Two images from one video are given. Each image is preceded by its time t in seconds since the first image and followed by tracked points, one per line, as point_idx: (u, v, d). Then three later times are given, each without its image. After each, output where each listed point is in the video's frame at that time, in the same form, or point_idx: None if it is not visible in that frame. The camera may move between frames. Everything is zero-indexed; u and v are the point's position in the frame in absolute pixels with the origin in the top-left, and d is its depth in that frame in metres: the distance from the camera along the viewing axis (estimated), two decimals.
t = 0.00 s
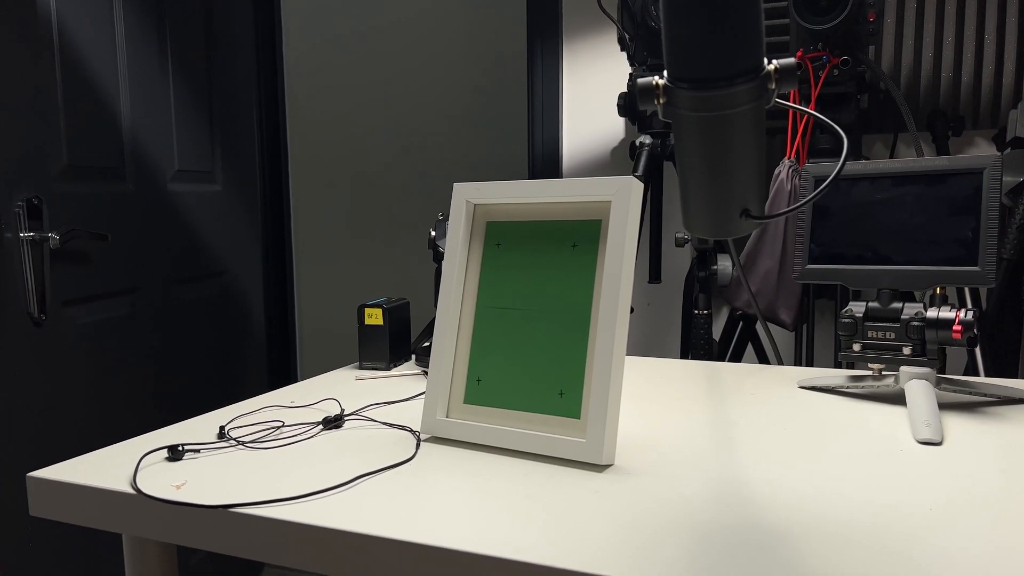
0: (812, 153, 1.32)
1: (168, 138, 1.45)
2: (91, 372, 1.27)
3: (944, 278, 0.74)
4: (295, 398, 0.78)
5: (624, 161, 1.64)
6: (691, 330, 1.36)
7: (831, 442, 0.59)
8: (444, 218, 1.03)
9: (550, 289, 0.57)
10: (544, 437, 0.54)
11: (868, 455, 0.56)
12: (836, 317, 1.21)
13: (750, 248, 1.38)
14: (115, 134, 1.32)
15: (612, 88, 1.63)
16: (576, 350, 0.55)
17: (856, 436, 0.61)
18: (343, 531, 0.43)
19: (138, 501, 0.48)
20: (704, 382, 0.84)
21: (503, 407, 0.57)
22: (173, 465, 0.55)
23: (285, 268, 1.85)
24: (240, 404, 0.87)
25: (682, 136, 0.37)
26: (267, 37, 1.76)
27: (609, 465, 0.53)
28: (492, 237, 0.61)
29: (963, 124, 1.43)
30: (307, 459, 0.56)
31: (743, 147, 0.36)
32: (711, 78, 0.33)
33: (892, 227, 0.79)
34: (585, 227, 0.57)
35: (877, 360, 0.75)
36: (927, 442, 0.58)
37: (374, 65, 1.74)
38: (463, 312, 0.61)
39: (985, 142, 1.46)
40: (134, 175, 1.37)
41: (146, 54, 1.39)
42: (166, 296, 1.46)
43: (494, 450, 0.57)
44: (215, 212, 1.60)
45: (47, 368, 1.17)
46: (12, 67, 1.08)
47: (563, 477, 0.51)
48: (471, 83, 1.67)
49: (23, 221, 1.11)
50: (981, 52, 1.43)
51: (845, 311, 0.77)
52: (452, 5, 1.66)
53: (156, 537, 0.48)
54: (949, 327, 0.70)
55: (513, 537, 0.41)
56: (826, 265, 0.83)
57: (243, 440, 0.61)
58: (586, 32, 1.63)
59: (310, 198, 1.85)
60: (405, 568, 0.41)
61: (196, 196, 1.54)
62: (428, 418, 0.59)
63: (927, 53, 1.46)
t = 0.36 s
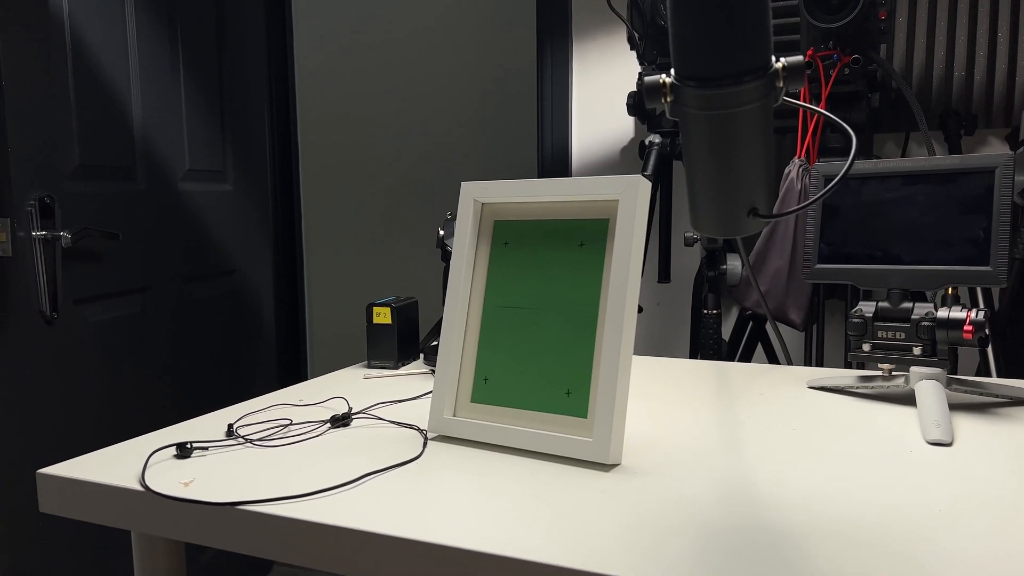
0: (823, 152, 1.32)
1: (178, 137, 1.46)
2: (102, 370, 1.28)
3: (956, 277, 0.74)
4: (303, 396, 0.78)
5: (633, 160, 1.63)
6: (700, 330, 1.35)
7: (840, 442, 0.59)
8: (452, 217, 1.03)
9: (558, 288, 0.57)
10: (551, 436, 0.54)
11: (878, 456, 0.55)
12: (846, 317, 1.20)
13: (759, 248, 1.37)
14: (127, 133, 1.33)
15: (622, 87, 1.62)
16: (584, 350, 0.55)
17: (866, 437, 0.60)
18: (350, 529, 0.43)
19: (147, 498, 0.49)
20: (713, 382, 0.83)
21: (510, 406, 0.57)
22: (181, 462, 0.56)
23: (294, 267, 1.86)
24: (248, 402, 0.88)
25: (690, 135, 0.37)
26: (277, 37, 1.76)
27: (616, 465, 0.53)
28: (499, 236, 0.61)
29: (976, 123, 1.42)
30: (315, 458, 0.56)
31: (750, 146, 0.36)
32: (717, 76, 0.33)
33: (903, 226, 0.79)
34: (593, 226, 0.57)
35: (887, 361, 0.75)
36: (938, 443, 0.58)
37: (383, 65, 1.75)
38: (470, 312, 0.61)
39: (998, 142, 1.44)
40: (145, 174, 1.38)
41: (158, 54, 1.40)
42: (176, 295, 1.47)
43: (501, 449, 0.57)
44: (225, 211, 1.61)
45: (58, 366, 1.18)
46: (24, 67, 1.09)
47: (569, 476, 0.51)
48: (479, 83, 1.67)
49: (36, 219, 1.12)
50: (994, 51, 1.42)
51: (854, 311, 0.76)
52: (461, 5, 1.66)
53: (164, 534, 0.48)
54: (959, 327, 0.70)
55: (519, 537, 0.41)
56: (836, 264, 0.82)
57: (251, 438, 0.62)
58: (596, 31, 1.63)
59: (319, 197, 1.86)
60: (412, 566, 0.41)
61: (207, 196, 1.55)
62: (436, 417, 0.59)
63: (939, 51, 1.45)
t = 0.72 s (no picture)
0: (828, 156, 1.32)
1: (185, 139, 1.47)
2: (108, 370, 1.28)
3: (962, 282, 0.74)
4: (308, 397, 0.79)
5: (639, 163, 1.63)
6: (706, 333, 1.35)
7: (844, 446, 0.59)
8: (458, 220, 1.03)
9: (562, 291, 0.57)
10: (556, 439, 0.54)
11: (884, 461, 0.55)
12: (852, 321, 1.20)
13: (765, 252, 1.37)
14: (134, 135, 1.34)
15: (628, 89, 1.62)
16: (588, 352, 0.55)
17: (872, 441, 0.60)
18: (354, 530, 0.43)
19: (152, 498, 0.49)
20: (718, 385, 0.83)
21: (514, 409, 0.57)
22: (186, 463, 0.56)
23: (300, 269, 1.87)
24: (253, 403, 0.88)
25: (696, 139, 0.36)
26: (283, 40, 1.77)
27: (620, 467, 0.53)
28: (504, 239, 0.61)
29: (984, 126, 1.41)
30: (320, 459, 0.56)
31: (757, 149, 0.36)
32: (725, 79, 0.33)
33: (910, 230, 0.78)
34: (598, 229, 0.57)
35: (893, 365, 0.75)
36: (943, 448, 0.57)
37: (389, 68, 1.75)
38: (475, 314, 0.61)
39: (1006, 145, 1.43)
40: (152, 176, 1.38)
41: (165, 57, 1.41)
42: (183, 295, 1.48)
43: (505, 452, 0.57)
44: (231, 212, 1.62)
45: (65, 366, 1.19)
46: (32, 69, 1.10)
47: (574, 479, 0.51)
48: (485, 86, 1.68)
49: (43, 220, 1.12)
50: (1001, 55, 1.41)
51: (860, 315, 0.76)
52: (467, 8, 1.67)
53: (169, 535, 0.49)
54: (966, 331, 0.70)
55: (523, 539, 0.41)
56: (842, 268, 0.82)
57: (256, 439, 0.62)
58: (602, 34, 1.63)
59: (325, 199, 1.86)
60: (415, 568, 0.41)
61: (213, 197, 1.55)
62: (440, 419, 0.60)
63: (946, 55, 1.44)
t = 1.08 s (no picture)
0: (826, 163, 1.33)
1: (185, 145, 1.48)
2: (106, 376, 1.28)
3: (961, 290, 0.74)
4: (307, 404, 0.78)
5: (637, 170, 1.64)
6: (704, 340, 1.35)
7: (843, 454, 0.59)
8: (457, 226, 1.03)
9: (562, 298, 0.57)
10: (555, 447, 0.54)
11: (883, 468, 0.55)
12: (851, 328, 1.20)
13: (763, 258, 1.37)
14: (134, 140, 1.34)
15: (626, 96, 1.63)
16: (588, 360, 0.55)
17: (871, 449, 0.60)
18: (353, 538, 0.43)
19: (151, 506, 0.49)
20: (716, 392, 0.83)
21: (513, 416, 0.57)
22: (185, 471, 0.56)
23: (298, 274, 1.87)
24: (252, 409, 0.88)
25: (695, 146, 0.37)
26: (282, 46, 1.78)
27: (620, 475, 0.53)
28: (504, 246, 0.61)
29: (980, 134, 1.42)
30: (319, 467, 0.56)
31: (756, 158, 0.36)
32: (724, 88, 0.33)
33: (908, 238, 0.78)
34: (597, 237, 0.57)
35: (891, 373, 0.75)
36: (942, 456, 0.57)
37: (388, 74, 1.76)
38: (474, 321, 0.61)
39: (1003, 153, 1.44)
40: (151, 182, 1.38)
41: (165, 63, 1.42)
42: (181, 300, 1.48)
43: (504, 460, 0.57)
44: (230, 217, 1.62)
45: (63, 372, 1.19)
46: (32, 74, 1.10)
47: (573, 487, 0.51)
48: (484, 92, 1.68)
49: (42, 225, 1.13)
50: (998, 63, 1.42)
51: (858, 323, 0.76)
52: (466, 15, 1.68)
53: (167, 543, 0.48)
54: (964, 339, 0.70)
55: (523, 548, 0.41)
56: (841, 276, 0.82)
57: (255, 446, 0.62)
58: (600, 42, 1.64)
59: (324, 205, 1.86)
60: None
61: (212, 202, 1.55)
62: (439, 427, 0.59)
63: (943, 63, 1.45)
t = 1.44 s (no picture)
0: (821, 169, 1.33)
1: (180, 150, 1.47)
2: (99, 381, 1.27)
3: (954, 295, 0.74)
4: (302, 409, 0.78)
5: (632, 175, 1.65)
6: (699, 345, 1.36)
7: (839, 459, 0.59)
8: (453, 231, 1.03)
9: (559, 303, 0.57)
10: (552, 452, 0.54)
11: (878, 473, 0.55)
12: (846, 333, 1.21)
13: (758, 263, 1.38)
14: (128, 145, 1.33)
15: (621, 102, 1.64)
16: (584, 365, 0.55)
17: (867, 454, 0.60)
18: (350, 544, 0.42)
19: (145, 512, 0.48)
20: (712, 397, 0.83)
21: (510, 422, 0.57)
22: (179, 476, 0.55)
23: (293, 279, 1.86)
24: (247, 415, 0.87)
25: (692, 153, 0.37)
26: (277, 50, 1.78)
27: (616, 481, 0.53)
28: (500, 251, 0.61)
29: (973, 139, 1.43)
30: (314, 472, 0.56)
31: (753, 163, 0.36)
32: (721, 93, 0.33)
33: (902, 244, 0.79)
34: (594, 242, 0.57)
35: (887, 378, 0.75)
36: (938, 461, 0.58)
37: (383, 79, 1.76)
38: (471, 326, 0.61)
39: (996, 159, 1.45)
40: (145, 186, 1.38)
41: (161, 67, 1.42)
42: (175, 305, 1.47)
43: (501, 465, 0.56)
44: (225, 222, 1.62)
45: (56, 377, 1.18)
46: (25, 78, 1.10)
47: (571, 493, 0.51)
48: (479, 97, 1.69)
49: (35, 229, 1.12)
50: (991, 69, 1.43)
51: (853, 328, 0.77)
52: (462, 20, 1.68)
53: (161, 549, 0.48)
54: (959, 344, 0.70)
55: (523, 554, 0.41)
56: (836, 281, 0.82)
57: (250, 452, 0.61)
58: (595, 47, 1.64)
59: (319, 209, 1.86)
60: None
61: (207, 207, 1.55)
62: (436, 432, 0.59)
63: (936, 69, 1.46)
